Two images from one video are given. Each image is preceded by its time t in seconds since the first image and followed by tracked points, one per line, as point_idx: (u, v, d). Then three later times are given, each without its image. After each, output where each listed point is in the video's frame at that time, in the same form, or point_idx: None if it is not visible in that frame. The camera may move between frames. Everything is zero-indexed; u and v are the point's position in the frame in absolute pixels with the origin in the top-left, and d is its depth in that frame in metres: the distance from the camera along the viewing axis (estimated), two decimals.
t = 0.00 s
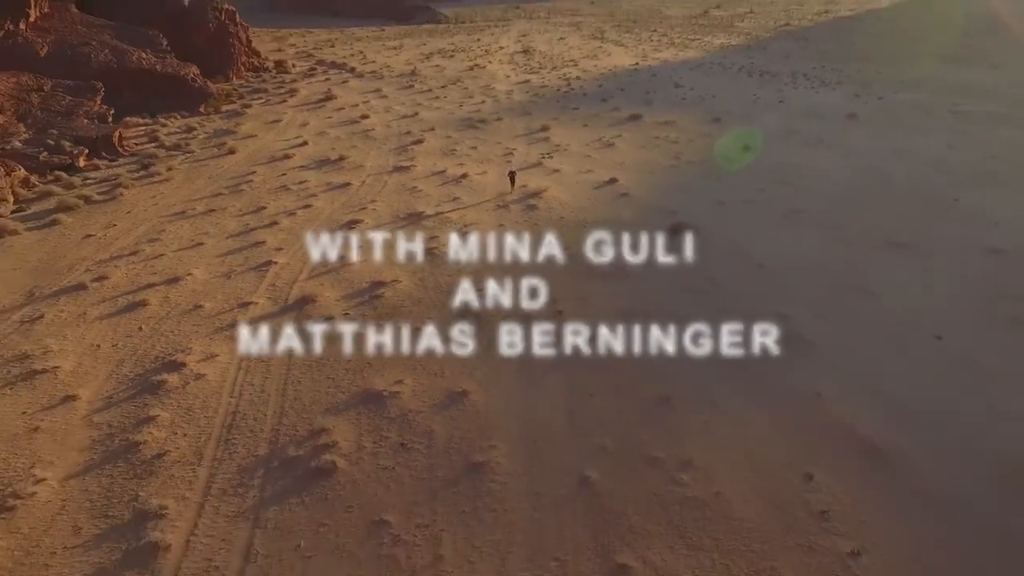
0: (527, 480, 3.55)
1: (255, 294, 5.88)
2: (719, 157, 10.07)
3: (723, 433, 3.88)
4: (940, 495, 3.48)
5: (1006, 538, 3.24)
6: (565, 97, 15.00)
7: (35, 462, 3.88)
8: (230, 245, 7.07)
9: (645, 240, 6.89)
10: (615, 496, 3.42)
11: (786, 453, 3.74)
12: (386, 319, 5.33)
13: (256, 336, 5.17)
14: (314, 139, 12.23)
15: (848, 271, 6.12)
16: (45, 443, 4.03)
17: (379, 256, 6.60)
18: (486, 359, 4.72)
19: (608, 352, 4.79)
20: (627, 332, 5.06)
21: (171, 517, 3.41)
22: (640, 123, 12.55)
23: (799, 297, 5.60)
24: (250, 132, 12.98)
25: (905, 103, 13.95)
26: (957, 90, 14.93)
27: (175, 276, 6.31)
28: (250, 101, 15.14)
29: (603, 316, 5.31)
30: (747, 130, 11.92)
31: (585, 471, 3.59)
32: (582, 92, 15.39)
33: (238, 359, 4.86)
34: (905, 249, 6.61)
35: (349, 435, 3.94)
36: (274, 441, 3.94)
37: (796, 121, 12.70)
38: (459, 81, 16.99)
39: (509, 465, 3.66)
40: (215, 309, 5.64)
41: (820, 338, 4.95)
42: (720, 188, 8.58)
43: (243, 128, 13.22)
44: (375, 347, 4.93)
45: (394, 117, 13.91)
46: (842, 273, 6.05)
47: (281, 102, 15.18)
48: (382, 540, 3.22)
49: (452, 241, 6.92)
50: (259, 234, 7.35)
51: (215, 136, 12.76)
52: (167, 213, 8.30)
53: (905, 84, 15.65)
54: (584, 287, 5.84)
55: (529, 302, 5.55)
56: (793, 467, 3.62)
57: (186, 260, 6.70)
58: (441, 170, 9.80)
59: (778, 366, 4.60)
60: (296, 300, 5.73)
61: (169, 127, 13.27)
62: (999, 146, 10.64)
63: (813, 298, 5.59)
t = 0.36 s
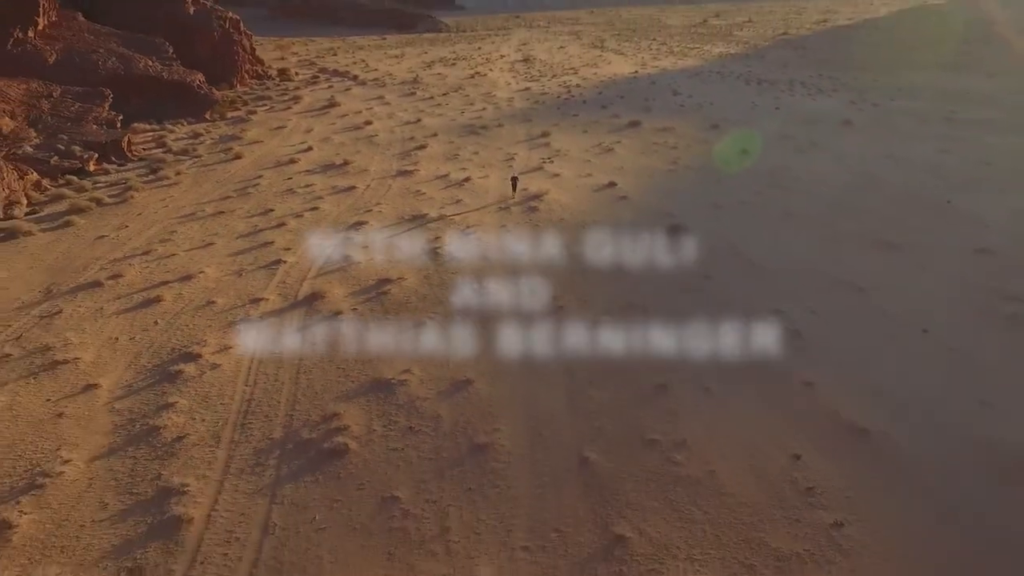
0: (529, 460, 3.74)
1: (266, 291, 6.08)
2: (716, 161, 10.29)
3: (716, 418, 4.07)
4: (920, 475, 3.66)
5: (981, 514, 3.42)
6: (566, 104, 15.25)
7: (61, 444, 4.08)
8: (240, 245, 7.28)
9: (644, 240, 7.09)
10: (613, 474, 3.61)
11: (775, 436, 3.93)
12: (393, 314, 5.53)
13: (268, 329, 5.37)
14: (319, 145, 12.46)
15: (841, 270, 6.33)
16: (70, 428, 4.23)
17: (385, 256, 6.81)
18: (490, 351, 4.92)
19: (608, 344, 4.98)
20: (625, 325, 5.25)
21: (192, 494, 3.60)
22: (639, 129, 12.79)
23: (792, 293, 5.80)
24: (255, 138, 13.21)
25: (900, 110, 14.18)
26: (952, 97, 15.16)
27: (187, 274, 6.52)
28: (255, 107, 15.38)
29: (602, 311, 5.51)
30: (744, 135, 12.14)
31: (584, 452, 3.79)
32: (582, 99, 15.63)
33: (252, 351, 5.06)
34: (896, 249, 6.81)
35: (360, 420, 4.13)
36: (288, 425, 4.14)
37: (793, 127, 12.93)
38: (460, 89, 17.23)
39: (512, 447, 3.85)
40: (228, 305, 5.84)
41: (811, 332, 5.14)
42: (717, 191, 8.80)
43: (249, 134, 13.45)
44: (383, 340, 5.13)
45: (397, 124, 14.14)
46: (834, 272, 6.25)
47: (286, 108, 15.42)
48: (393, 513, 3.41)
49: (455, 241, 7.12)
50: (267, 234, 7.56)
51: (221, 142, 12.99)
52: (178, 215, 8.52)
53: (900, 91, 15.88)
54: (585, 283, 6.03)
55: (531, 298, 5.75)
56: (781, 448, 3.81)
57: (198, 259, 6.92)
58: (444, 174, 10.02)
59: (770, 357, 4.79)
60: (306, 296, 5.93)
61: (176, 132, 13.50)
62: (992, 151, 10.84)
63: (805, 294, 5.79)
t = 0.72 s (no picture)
0: (532, 442, 3.94)
1: (276, 289, 6.29)
2: (713, 166, 10.52)
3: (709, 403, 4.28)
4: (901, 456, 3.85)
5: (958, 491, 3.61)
6: (566, 111, 15.50)
7: (84, 429, 4.27)
8: (249, 245, 7.50)
9: (642, 240, 7.31)
10: (611, 455, 3.81)
11: (765, 419, 4.13)
12: (399, 309, 5.73)
13: (280, 324, 5.58)
14: (324, 150, 12.70)
15: (831, 268, 6.54)
16: (93, 413, 4.43)
17: (392, 255, 7.03)
18: (493, 343, 5.12)
19: (607, 335, 5.20)
20: (624, 319, 5.48)
21: (212, 473, 3.80)
22: (638, 135, 13.03)
23: (784, 290, 6.02)
24: (261, 143, 13.45)
25: (894, 116, 14.44)
26: (947, 105, 15.41)
27: (200, 272, 6.74)
28: (260, 114, 15.63)
29: (601, 306, 5.74)
30: (741, 141, 12.38)
31: (584, 435, 3.99)
32: (582, 106, 15.89)
33: (264, 344, 5.26)
34: (886, 248, 7.02)
35: (369, 406, 4.34)
36: (301, 411, 4.35)
37: (789, 132, 13.17)
38: (462, 96, 17.49)
39: (515, 430, 4.06)
40: (239, 301, 6.05)
41: (800, 326, 5.36)
42: (714, 194, 9.03)
43: (255, 140, 13.69)
44: (390, 333, 5.34)
45: (400, 130, 14.39)
46: (824, 270, 6.47)
47: (290, 115, 15.67)
48: (403, 490, 3.60)
49: (457, 241, 7.34)
50: (276, 235, 7.78)
51: (228, 148, 13.23)
52: (187, 217, 8.74)
53: (896, 99, 16.15)
54: (585, 279, 6.25)
55: (533, 294, 5.96)
56: (771, 431, 4.01)
57: (209, 259, 7.13)
58: (447, 178, 10.25)
59: (760, 349, 5.01)
60: (315, 293, 6.15)
61: (183, 138, 13.74)
62: (983, 156, 11.07)
63: (797, 291, 6.01)
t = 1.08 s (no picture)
0: (533, 427, 4.15)
1: (285, 287, 6.51)
2: (710, 172, 10.75)
3: (702, 392, 4.47)
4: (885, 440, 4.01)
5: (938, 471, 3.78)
6: (566, 118, 15.75)
7: (106, 416, 4.48)
8: (258, 246, 7.72)
9: (639, 242, 7.52)
10: (607, 439, 4.01)
11: (755, 407, 4.31)
12: (405, 306, 5.95)
13: (290, 320, 5.79)
14: (328, 156, 12.93)
15: (823, 267, 6.72)
16: (113, 402, 4.64)
17: (397, 256, 7.25)
18: (495, 337, 5.33)
19: (604, 330, 5.39)
20: (620, 315, 5.67)
21: (229, 456, 4.00)
22: (636, 142, 13.28)
23: (775, 288, 6.21)
24: (266, 150, 13.69)
25: (889, 124, 14.68)
26: (941, 112, 15.66)
27: (211, 272, 6.96)
28: (265, 121, 15.87)
29: (599, 303, 5.93)
30: (737, 147, 12.61)
31: (583, 421, 4.19)
32: (581, 114, 16.15)
33: (275, 339, 5.47)
34: (877, 248, 7.20)
35: (378, 395, 4.55)
36: (312, 399, 4.56)
37: (784, 139, 13.41)
38: (463, 104, 17.75)
39: (517, 416, 4.27)
40: (250, 298, 6.27)
41: (791, 320, 5.54)
42: (710, 199, 9.25)
43: (260, 146, 13.93)
44: (396, 327, 5.55)
45: (403, 137, 14.64)
46: (815, 269, 6.65)
47: (294, 122, 15.92)
48: (411, 470, 3.81)
49: (460, 243, 7.56)
50: (284, 237, 8.00)
51: (234, 154, 13.47)
52: (197, 220, 8.97)
53: (891, 106, 16.40)
54: (584, 279, 6.45)
55: (534, 291, 6.17)
56: (760, 418, 4.20)
57: (220, 259, 7.36)
58: (449, 183, 10.47)
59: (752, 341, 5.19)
60: (324, 291, 6.37)
61: (190, 144, 13.98)
62: (975, 162, 11.30)
63: (789, 288, 6.19)
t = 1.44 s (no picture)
0: (534, 415, 4.36)
1: (294, 286, 6.72)
2: (706, 176, 10.98)
3: (694, 382, 4.69)
4: (867, 426, 4.23)
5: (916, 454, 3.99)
6: (566, 125, 16.00)
7: (127, 405, 4.69)
8: (266, 248, 7.95)
9: (637, 243, 7.75)
10: (604, 425, 4.23)
11: (744, 396, 4.53)
12: (410, 303, 6.16)
13: (300, 317, 6.00)
14: (332, 162, 13.16)
15: (814, 267, 6.94)
16: (133, 392, 4.85)
17: (401, 257, 7.47)
18: (497, 332, 5.54)
19: (602, 325, 5.62)
20: (617, 310, 5.89)
21: (246, 441, 4.21)
22: (635, 148, 13.52)
23: (767, 287, 6.44)
24: (271, 156, 13.93)
25: (884, 130, 14.92)
26: (935, 119, 15.90)
27: (222, 272, 7.18)
28: (269, 127, 16.11)
29: (597, 299, 6.16)
30: (733, 153, 12.84)
31: (581, 408, 4.41)
32: (581, 121, 16.39)
33: (286, 335, 5.68)
34: (867, 250, 7.41)
35: (386, 385, 4.77)
36: (323, 389, 4.78)
37: (780, 145, 13.65)
38: (464, 111, 18.01)
39: (518, 404, 4.48)
40: (261, 297, 6.49)
41: (781, 316, 5.76)
42: (707, 202, 9.47)
43: (266, 153, 14.17)
44: (402, 323, 5.77)
45: (405, 143, 14.88)
46: (806, 270, 6.87)
47: (298, 128, 16.17)
48: (419, 453, 4.02)
49: (463, 244, 7.79)
50: (292, 239, 8.23)
51: (239, 160, 13.70)
52: (205, 223, 9.19)
53: (887, 114, 16.64)
54: (582, 277, 6.68)
55: (534, 289, 6.40)
56: (749, 405, 4.42)
57: (230, 260, 7.58)
58: (452, 188, 10.70)
59: (743, 336, 5.41)
60: (331, 290, 6.59)
61: (196, 150, 14.22)
62: (966, 167, 11.53)
63: (780, 287, 6.43)
